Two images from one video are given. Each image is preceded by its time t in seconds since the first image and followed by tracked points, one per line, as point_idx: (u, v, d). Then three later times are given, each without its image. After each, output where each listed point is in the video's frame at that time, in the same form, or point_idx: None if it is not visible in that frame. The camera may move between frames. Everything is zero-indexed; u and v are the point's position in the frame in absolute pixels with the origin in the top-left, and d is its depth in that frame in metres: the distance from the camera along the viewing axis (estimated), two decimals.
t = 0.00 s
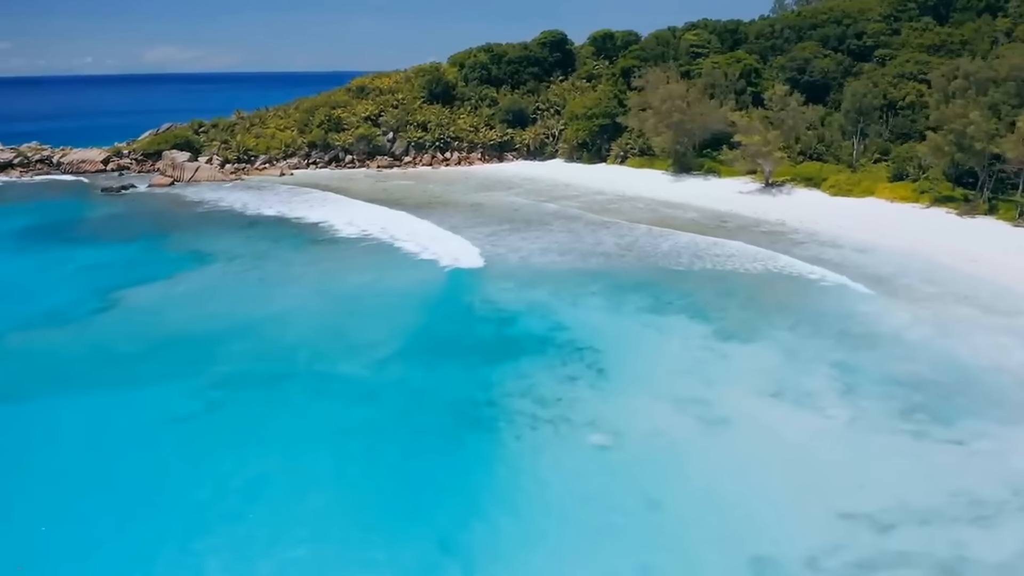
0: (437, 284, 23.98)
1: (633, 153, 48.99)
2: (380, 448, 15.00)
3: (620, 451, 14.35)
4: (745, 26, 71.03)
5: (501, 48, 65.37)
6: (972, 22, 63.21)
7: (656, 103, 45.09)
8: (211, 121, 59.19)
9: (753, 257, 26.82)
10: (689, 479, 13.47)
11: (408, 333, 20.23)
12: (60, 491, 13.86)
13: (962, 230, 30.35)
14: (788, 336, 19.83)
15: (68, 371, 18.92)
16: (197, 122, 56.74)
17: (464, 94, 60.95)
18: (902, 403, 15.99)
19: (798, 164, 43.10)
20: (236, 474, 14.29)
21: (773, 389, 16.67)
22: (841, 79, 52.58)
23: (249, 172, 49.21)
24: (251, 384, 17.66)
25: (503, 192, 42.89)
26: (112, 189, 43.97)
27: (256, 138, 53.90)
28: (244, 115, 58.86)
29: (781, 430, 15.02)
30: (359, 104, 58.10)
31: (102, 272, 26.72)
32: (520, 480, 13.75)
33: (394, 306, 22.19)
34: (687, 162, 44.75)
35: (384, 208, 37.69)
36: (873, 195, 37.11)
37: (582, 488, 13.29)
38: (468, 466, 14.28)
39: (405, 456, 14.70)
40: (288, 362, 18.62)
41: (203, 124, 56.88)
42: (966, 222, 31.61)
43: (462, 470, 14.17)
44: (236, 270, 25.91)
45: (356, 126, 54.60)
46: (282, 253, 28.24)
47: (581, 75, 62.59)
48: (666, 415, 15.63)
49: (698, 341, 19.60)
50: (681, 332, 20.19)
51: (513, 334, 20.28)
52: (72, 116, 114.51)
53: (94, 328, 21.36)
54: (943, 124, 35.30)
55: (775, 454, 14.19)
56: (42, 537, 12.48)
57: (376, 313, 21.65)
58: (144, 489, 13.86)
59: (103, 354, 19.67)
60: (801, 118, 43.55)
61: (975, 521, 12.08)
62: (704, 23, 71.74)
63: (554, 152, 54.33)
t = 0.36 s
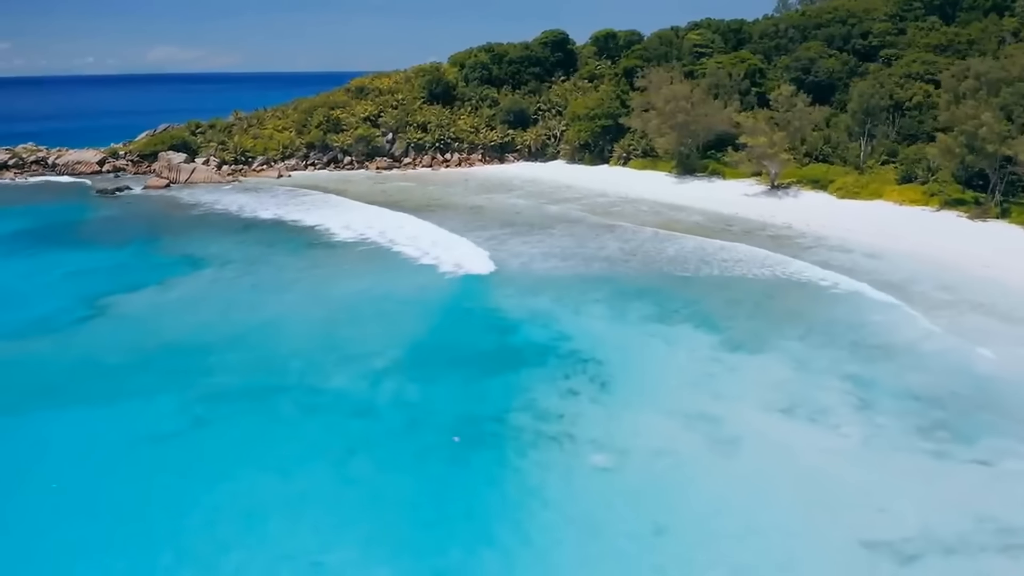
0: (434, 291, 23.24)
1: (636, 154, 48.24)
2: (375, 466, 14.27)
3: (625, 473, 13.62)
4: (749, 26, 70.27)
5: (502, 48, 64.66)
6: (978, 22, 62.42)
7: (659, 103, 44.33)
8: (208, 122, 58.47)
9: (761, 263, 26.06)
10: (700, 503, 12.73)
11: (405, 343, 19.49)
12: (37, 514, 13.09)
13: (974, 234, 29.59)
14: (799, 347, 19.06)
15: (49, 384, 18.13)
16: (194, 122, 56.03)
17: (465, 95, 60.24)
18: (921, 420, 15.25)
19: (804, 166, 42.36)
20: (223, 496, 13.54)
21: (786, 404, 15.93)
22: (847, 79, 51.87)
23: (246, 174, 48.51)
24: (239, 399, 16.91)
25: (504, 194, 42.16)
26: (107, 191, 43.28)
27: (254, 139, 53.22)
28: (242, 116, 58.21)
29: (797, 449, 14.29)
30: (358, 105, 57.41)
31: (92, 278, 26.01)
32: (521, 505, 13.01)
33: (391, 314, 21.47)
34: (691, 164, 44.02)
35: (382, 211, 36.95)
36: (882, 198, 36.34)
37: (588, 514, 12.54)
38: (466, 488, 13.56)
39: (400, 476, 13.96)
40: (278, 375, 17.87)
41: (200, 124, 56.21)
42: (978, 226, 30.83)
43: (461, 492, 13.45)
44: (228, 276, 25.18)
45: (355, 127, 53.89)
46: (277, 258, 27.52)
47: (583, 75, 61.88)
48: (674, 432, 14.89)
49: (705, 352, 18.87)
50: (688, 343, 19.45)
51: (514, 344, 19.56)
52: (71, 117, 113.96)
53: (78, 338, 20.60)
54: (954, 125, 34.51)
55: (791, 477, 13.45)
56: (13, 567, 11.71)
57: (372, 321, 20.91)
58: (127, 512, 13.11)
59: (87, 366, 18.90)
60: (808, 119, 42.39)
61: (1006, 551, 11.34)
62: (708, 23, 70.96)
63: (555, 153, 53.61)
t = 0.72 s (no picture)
0: (433, 297, 22.61)
1: (638, 156, 47.61)
2: (370, 484, 13.64)
3: (631, 494, 13.01)
4: (752, 26, 69.66)
5: (502, 48, 64.04)
6: (984, 21, 61.78)
7: (662, 104, 43.62)
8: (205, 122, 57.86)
9: (768, 268, 25.40)
10: (710, 527, 12.10)
11: (402, 353, 18.86)
12: (16, 535, 12.42)
13: (985, 238, 28.93)
14: (809, 357, 18.40)
15: (33, 395, 17.45)
16: (191, 123, 55.42)
17: (466, 95, 59.59)
18: (939, 437, 14.60)
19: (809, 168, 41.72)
20: (211, 516, 12.90)
21: (797, 419, 15.29)
22: (851, 79, 51.28)
23: (243, 175, 47.91)
24: (229, 413, 16.28)
25: (505, 196, 41.54)
26: (102, 193, 42.70)
27: (252, 140, 52.64)
28: (239, 117, 57.60)
29: (810, 468, 13.66)
30: (357, 106, 56.83)
31: (83, 283, 25.41)
32: (525, 526, 12.39)
33: (387, 322, 20.85)
34: (694, 166, 43.36)
35: (380, 213, 36.32)
36: (889, 200, 35.63)
37: (593, 538, 11.91)
38: (467, 508, 12.93)
39: (397, 494, 13.35)
40: (270, 387, 17.25)
41: (197, 125, 55.58)
42: (989, 229, 30.16)
43: (460, 512, 12.83)
44: (220, 282, 24.56)
45: (354, 128, 53.29)
46: (273, 262, 26.91)
47: (584, 75, 61.28)
48: (682, 449, 14.26)
49: (712, 362, 18.23)
50: (694, 352, 18.81)
51: (514, 354, 18.95)
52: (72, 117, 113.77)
53: (65, 347, 19.96)
54: (965, 127, 33.80)
55: (804, 497, 12.83)
56: None
57: (368, 330, 20.28)
58: (111, 534, 12.47)
59: (72, 377, 18.25)
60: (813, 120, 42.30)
61: None
62: (711, 23, 70.32)
63: (557, 154, 53.00)
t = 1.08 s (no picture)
0: (430, 305, 21.94)
1: (641, 158, 46.94)
2: (362, 506, 12.96)
3: (637, 518, 12.33)
4: (756, 25, 69.03)
5: (503, 48, 63.31)
6: (990, 21, 61.11)
7: (665, 105, 42.60)
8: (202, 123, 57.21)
9: (776, 274, 24.70)
10: (722, 555, 11.41)
11: (399, 364, 18.21)
12: None
13: (998, 242, 28.18)
14: (820, 369, 17.71)
15: (15, 407, 16.78)
16: (188, 124, 54.78)
17: (466, 96, 58.89)
18: (959, 456, 13.91)
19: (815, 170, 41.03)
20: (196, 540, 12.21)
21: (809, 436, 14.61)
22: (856, 80, 50.63)
23: (240, 177, 47.27)
24: (216, 429, 15.60)
25: (506, 198, 40.86)
26: (96, 195, 42.02)
27: (249, 141, 51.99)
28: (237, 118, 56.98)
29: (826, 490, 12.97)
30: (355, 106, 56.20)
31: (71, 289, 24.74)
32: (527, 552, 11.71)
33: (385, 331, 20.15)
34: (698, 168, 42.35)
35: (378, 215, 35.62)
36: (897, 203, 34.90)
37: (599, 566, 11.25)
38: (465, 531, 12.26)
39: (392, 515, 12.67)
40: (260, 401, 16.58)
41: (194, 126, 54.96)
42: (1001, 233, 29.43)
43: (458, 535, 12.15)
44: (212, 287, 23.93)
45: (352, 129, 52.66)
46: (267, 267, 26.24)
47: (586, 75, 60.63)
48: (690, 468, 13.61)
49: (720, 373, 17.56)
50: (700, 363, 18.12)
51: (514, 364, 18.29)
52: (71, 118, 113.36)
53: (49, 357, 19.30)
54: (976, 129, 33.05)
55: (820, 522, 12.15)
56: None
57: (362, 339, 19.61)
58: (91, 560, 11.77)
59: (55, 389, 17.57)
60: (819, 122, 41.03)
61: None
62: (714, 23, 69.69)
63: (558, 156, 52.37)
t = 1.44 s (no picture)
0: (427, 313, 21.27)
1: (643, 159, 46.32)
2: (354, 529, 12.27)
3: (645, 545, 11.65)
4: (759, 25, 68.35)
5: (504, 48, 62.51)
6: (997, 21, 60.35)
7: (668, 106, 41.98)
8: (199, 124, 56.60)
9: (783, 280, 23.99)
10: None
11: (395, 377, 17.53)
12: None
13: (1011, 247, 27.47)
14: (832, 382, 17.01)
15: None
16: (185, 125, 54.15)
17: (466, 96, 58.21)
18: (981, 477, 13.20)
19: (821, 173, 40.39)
20: (178, 566, 11.51)
21: (824, 455, 13.92)
22: (861, 80, 49.94)
23: (237, 179, 46.67)
24: (201, 447, 14.91)
25: (506, 201, 40.19)
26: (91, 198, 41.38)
27: (246, 143, 51.39)
28: (234, 119, 56.31)
29: (844, 514, 12.28)
30: (354, 107, 55.58)
31: (59, 295, 24.10)
32: None
33: (380, 342, 19.48)
34: (701, 170, 42.25)
35: (376, 218, 34.95)
36: (906, 207, 34.18)
37: None
38: (463, 556, 11.58)
39: (386, 540, 11.99)
40: (249, 417, 15.91)
41: (191, 127, 54.33)
42: (1013, 237, 28.71)
43: (456, 562, 11.46)
44: (204, 294, 23.26)
45: (350, 130, 52.06)
46: (260, 273, 25.57)
47: (587, 75, 59.96)
48: (699, 491, 12.93)
49: (728, 386, 16.88)
50: (708, 375, 17.43)
51: (514, 377, 17.62)
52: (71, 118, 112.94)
53: (32, 368, 18.61)
54: (986, 130, 32.33)
55: (839, 550, 11.46)
56: None
57: (356, 350, 18.95)
58: None
59: (36, 403, 16.86)
60: (825, 123, 40.29)
61: None
62: (717, 22, 68.99)
63: (559, 157, 51.73)
